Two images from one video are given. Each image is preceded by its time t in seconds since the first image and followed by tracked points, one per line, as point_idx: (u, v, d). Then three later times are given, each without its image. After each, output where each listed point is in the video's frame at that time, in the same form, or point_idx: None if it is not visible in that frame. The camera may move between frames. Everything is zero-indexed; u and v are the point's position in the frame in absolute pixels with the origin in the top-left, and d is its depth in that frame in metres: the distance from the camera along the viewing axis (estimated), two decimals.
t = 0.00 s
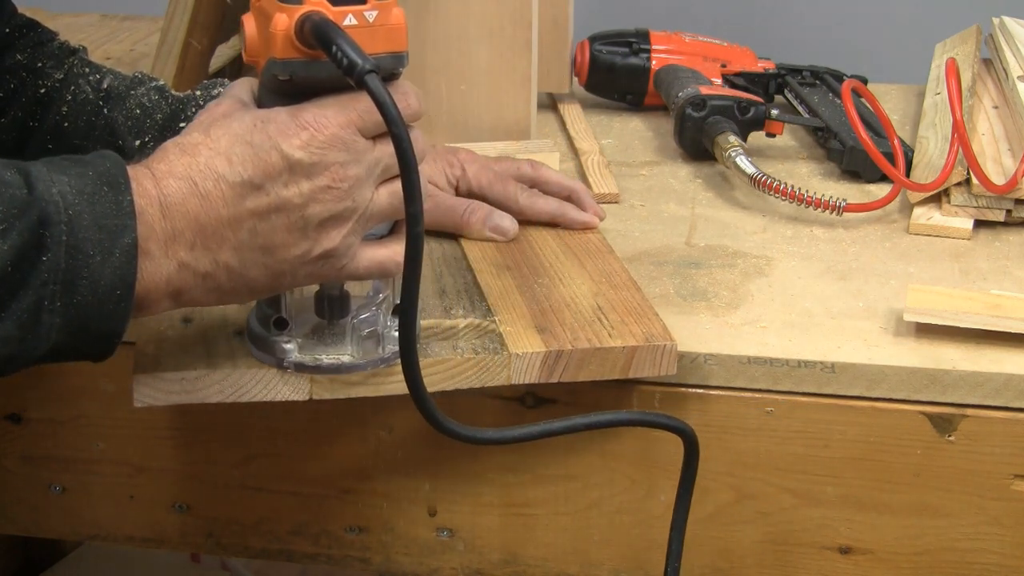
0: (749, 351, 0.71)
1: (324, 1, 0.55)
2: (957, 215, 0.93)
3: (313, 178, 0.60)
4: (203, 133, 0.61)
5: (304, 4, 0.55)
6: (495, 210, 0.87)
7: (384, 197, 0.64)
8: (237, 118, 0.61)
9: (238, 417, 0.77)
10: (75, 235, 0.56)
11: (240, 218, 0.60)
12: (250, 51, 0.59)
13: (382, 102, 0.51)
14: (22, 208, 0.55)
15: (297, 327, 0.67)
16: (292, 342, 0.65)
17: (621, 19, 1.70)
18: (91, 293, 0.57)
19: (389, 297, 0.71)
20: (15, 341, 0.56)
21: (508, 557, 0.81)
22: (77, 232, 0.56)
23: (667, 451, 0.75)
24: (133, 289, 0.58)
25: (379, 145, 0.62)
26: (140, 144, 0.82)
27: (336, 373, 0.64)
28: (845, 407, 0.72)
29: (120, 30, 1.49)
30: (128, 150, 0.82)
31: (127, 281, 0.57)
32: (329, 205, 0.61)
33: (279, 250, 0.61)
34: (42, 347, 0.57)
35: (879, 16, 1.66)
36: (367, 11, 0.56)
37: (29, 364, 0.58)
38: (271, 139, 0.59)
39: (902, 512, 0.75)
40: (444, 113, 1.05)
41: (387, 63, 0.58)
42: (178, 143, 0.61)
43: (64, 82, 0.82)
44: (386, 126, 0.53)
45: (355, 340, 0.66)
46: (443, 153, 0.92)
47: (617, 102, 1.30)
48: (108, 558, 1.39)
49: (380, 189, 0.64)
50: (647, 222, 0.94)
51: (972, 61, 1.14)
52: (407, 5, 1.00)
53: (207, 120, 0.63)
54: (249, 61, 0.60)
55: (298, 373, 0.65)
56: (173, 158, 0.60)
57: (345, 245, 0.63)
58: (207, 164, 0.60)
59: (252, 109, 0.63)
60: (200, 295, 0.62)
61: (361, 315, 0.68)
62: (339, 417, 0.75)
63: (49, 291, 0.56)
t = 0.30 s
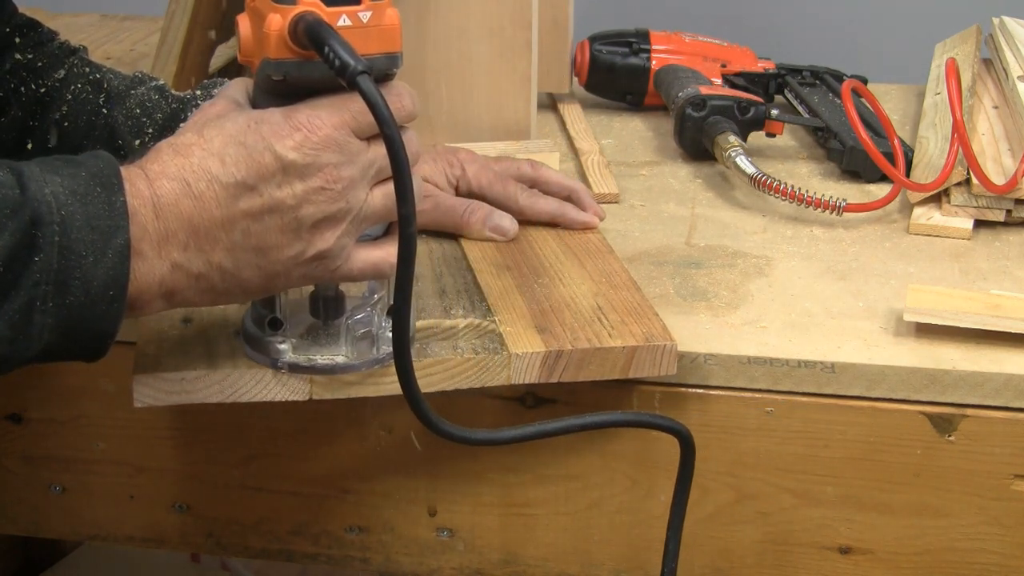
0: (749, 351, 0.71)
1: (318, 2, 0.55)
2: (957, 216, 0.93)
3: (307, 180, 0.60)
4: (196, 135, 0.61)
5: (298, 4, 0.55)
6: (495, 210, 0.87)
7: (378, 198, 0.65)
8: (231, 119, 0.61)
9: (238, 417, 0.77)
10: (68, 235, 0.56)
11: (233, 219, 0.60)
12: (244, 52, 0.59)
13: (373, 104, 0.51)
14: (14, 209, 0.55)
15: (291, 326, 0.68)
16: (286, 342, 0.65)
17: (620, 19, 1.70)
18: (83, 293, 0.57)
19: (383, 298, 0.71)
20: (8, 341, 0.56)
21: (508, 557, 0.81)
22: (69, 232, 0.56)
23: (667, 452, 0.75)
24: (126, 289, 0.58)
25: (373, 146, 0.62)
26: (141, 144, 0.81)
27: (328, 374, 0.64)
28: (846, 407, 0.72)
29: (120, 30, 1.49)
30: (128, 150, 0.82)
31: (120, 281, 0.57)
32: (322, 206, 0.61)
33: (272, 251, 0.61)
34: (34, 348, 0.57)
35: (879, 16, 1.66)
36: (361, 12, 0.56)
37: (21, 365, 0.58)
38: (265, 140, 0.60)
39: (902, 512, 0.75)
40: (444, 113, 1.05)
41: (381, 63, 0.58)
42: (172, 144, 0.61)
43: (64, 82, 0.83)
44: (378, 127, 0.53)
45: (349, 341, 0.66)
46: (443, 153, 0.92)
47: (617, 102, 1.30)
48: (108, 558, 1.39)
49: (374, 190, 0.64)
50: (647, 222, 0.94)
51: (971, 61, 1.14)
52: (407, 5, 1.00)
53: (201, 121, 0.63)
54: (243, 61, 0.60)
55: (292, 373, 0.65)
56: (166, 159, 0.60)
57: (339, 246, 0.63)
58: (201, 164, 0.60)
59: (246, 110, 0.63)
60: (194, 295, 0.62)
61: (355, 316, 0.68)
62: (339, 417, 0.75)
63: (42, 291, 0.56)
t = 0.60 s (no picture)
0: (749, 351, 0.71)
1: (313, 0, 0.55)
2: (957, 216, 0.93)
3: (302, 178, 0.60)
4: (192, 133, 0.61)
5: (293, 3, 0.55)
6: (496, 210, 0.86)
7: (374, 197, 0.64)
8: (227, 118, 0.61)
9: (238, 417, 0.77)
10: (64, 232, 0.56)
11: (229, 217, 0.60)
12: (240, 51, 0.59)
13: (369, 100, 0.52)
14: (10, 206, 0.55)
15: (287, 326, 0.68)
16: (282, 341, 0.65)
17: (620, 19, 1.71)
18: (80, 291, 0.57)
19: (378, 297, 0.71)
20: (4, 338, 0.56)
21: (508, 557, 0.81)
22: (65, 230, 0.56)
23: (665, 452, 0.75)
24: (122, 287, 0.58)
25: (368, 145, 0.62)
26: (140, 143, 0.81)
27: (327, 374, 0.65)
28: (846, 407, 0.72)
29: (120, 30, 1.49)
30: (128, 150, 0.82)
31: (116, 279, 0.57)
32: (318, 204, 0.61)
33: (268, 249, 0.61)
34: (30, 345, 0.57)
35: (879, 16, 1.66)
36: (357, 10, 0.56)
37: (17, 362, 0.58)
38: (260, 138, 0.59)
39: (902, 512, 0.75)
40: (444, 114, 1.05)
41: (376, 62, 0.58)
42: (167, 142, 0.61)
43: (64, 82, 0.83)
44: (374, 123, 0.53)
45: (345, 340, 0.66)
46: (444, 152, 0.92)
47: (617, 102, 1.30)
48: (107, 558, 1.39)
49: (369, 189, 0.64)
50: (647, 222, 0.94)
51: (972, 61, 1.14)
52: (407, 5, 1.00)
53: (196, 121, 0.63)
54: (239, 60, 0.60)
55: (290, 373, 0.65)
56: (162, 157, 0.60)
57: (335, 245, 0.63)
58: (197, 163, 0.60)
59: (241, 109, 0.63)
60: (190, 294, 0.62)
61: (351, 315, 0.67)
62: (338, 417, 0.75)
63: (38, 288, 0.56)
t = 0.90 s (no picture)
0: (749, 351, 0.71)
1: None
2: (957, 216, 0.93)
3: (298, 177, 0.60)
4: (188, 132, 0.61)
5: (288, 1, 0.55)
6: (495, 210, 0.86)
7: (370, 197, 0.64)
8: (222, 117, 0.61)
9: (237, 417, 0.77)
10: (60, 232, 0.56)
11: (225, 216, 0.60)
12: (235, 50, 0.59)
13: (366, 98, 0.52)
14: (6, 206, 0.55)
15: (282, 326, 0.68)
16: (278, 341, 0.65)
17: (621, 19, 1.71)
18: (76, 290, 0.57)
19: (374, 296, 0.71)
20: None
21: (508, 557, 0.81)
22: (61, 230, 0.56)
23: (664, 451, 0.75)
24: (118, 286, 0.58)
25: (364, 144, 0.62)
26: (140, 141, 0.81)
27: (323, 372, 0.65)
28: (846, 407, 0.72)
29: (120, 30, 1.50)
30: (128, 150, 0.82)
31: (112, 278, 0.57)
32: (313, 204, 0.61)
33: (263, 249, 0.62)
34: (26, 345, 0.57)
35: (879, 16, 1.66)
36: (351, 9, 0.56)
37: (12, 361, 0.58)
38: (256, 137, 0.59)
39: (902, 512, 0.75)
40: (444, 114, 1.05)
41: (371, 61, 0.58)
42: (163, 142, 0.61)
43: (64, 82, 0.83)
44: (370, 121, 0.53)
45: (341, 340, 0.66)
46: (445, 153, 0.92)
47: (617, 102, 1.30)
48: (107, 558, 1.39)
49: (365, 189, 0.64)
50: (647, 222, 0.94)
51: (971, 61, 1.14)
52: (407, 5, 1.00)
53: (192, 120, 0.63)
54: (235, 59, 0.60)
55: (286, 372, 0.65)
56: (158, 157, 0.60)
57: (331, 245, 0.63)
58: (192, 162, 0.60)
59: (237, 108, 0.63)
60: (186, 293, 0.62)
61: (346, 314, 0.67)
62: (338, 417, 0.75)
63: (34, 288, 0.56)
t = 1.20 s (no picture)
0: (749, 351, 0.71)
1: None
2: (957, 216, 0.93)
3: (297, 174, 0.60)
4: (188, 128, 0.61)
5: None
6: (496, 210, 0.86)
7: (369, 197, 0.64)
8: (222, 114, 0.61)
9: (237, 416, 0.76)
10: (61, 229, 0.56)
11: (224, 213, 0.60)
12: (235, 47, 0.59)
13: (365, 91, 0.51)
14: (7, 203, 0.55)
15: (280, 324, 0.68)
16: (276, 339, 0.65)
17: (620, 19, 1.71)
18: (77, 287, 0.57)
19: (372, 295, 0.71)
20: None
21: (509, 557, 0.81)
22: (62, 227, 0.56)
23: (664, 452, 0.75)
24: (118, 283, 0.58)
25: (363, 142, 0.62)
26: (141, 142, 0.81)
27: (320, 370, 0.65)
28: (846, 407, 0.72)
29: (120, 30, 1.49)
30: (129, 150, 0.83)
31: (113, 275, 0.57)
32: (313, 201, 0.61)
33: (263, 245, 0.62)
34: (26, 341, 0.57)
35: (879, 16, 1.66)
36: (351, 6, 0.56)
37: (11, 358, 0.58)
38: (255, 134, 0.59)
39: (902, 512, 0.75)
40: (444, 114, 1.05)
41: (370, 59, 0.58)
42: (163, 138, 0.61)
43: (65, 82, 0.82)
44: (371, 114, 0.53)
45: (339, 339, 0.66)
46: (445, 152, 0.92)
47: (617, 102, 1.30)
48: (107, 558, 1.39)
49: (364, 188, 0.64)
50: (647, 222, 0.94)
51: (971, 61, 1.15)
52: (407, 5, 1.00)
53: (191, 117, 0.63)
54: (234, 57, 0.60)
55: (284, 370, 0.65)
56: (158, 153, 0.60)
57: (330, 242, 0.63)
58: (192, 159, 0.60)
59: (237, 105, 0.63)
60: (185, 290, 0.62)
61: (343, 312, 0.68)
62: (338, 416, 0.75)
63: (34, 284, 0.55)
